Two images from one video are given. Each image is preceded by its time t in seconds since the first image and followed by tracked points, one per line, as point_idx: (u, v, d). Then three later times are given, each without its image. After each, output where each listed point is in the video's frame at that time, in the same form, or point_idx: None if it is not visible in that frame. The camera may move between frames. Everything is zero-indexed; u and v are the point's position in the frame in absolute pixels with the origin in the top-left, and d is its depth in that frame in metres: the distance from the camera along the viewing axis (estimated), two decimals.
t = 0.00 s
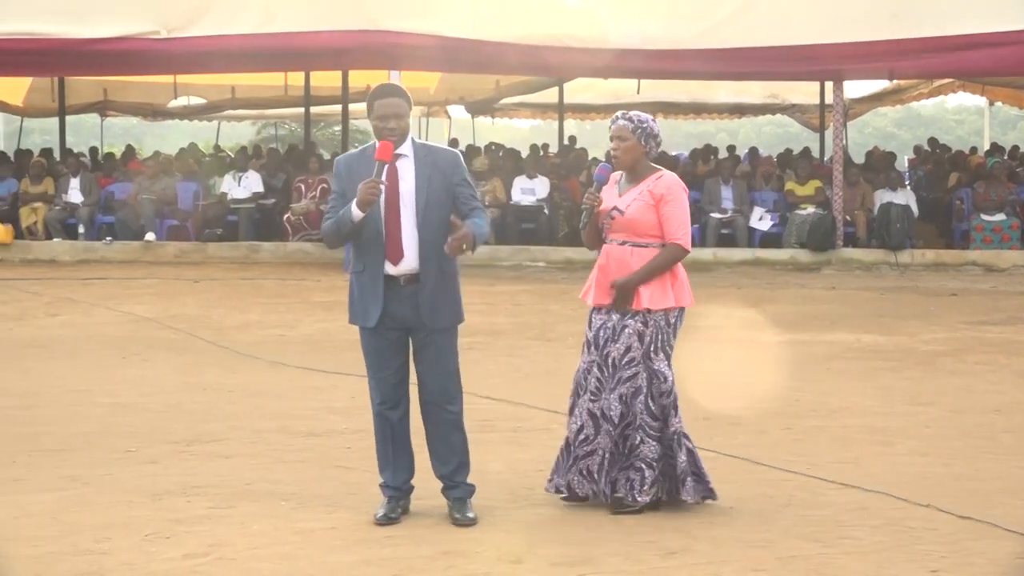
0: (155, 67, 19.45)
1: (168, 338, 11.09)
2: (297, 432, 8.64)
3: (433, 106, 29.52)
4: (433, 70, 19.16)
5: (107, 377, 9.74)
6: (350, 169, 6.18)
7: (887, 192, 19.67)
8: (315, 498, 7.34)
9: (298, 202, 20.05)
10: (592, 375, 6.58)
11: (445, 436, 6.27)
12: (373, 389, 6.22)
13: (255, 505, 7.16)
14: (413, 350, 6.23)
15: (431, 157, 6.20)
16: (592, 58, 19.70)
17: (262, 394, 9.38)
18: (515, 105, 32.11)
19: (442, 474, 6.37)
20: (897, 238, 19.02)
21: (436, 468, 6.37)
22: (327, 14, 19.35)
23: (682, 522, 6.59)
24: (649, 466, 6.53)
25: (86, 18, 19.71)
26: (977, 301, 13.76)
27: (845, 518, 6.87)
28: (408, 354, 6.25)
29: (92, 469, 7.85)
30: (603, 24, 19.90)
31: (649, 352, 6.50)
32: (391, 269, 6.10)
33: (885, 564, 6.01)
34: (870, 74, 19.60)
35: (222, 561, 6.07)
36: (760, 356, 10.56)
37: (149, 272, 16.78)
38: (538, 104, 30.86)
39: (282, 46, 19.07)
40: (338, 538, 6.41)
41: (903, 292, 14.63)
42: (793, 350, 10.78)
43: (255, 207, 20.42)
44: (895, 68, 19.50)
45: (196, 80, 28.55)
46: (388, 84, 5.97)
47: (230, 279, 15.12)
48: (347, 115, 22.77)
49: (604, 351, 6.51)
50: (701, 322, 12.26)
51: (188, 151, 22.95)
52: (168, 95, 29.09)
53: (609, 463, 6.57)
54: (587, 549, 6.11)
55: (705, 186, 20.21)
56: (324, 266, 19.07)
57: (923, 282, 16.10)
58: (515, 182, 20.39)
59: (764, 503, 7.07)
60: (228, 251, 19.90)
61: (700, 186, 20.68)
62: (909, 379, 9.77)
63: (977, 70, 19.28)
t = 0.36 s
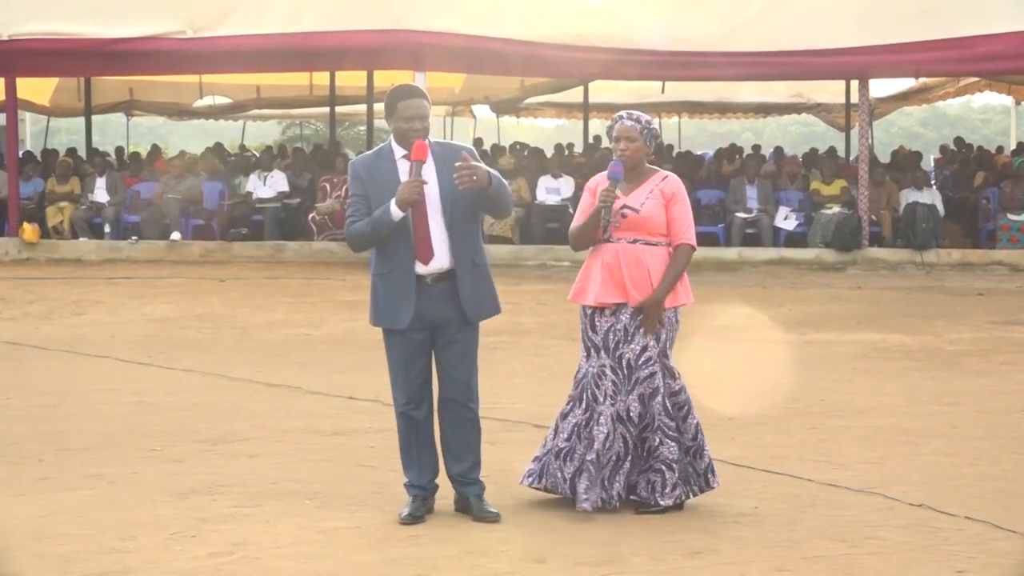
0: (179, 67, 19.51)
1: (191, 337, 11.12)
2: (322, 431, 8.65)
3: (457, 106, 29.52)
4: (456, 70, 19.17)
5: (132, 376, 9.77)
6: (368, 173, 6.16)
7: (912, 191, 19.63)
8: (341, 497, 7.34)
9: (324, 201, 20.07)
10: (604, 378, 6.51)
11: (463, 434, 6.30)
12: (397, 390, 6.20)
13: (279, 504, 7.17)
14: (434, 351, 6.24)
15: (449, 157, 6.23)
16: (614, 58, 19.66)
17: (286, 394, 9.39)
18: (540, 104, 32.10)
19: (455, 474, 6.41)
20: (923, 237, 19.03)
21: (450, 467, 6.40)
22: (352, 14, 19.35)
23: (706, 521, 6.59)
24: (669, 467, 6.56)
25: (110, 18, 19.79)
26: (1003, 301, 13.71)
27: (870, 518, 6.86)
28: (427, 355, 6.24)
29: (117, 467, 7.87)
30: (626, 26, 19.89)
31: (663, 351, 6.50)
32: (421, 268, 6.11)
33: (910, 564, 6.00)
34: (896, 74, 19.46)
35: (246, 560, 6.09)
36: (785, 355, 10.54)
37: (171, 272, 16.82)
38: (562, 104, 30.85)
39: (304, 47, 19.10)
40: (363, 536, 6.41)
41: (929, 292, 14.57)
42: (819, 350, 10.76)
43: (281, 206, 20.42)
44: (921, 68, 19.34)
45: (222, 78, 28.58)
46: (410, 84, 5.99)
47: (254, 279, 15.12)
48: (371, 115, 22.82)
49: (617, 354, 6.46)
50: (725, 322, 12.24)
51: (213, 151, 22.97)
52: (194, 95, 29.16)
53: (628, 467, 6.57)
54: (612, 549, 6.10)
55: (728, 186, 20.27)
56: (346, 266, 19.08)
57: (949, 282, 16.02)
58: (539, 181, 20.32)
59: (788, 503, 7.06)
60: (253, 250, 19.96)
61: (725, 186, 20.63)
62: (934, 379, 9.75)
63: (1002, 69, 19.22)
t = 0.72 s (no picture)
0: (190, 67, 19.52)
1: (202, 336, 11.13)
2: (334, 431, 8.65)
3: (468, 106, 29.52)
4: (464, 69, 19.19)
5: (143, 375, 9.78)
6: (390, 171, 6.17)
7: (924, 191, 19.48)
8: (352, 497, 7.34)
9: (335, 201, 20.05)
10: (601, 377, 6.52)
11: (475, 433, 6.30)
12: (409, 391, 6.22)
13: (290, 504, 7.17)
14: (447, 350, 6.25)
15: (473, 157, 6.25)
16: (623, 58, 19.65)
17: (296, 394, 9.39)
18: (551, 104, 32.05)
19: (466, 475, 6.40)
20: (935, 237, 19.06)
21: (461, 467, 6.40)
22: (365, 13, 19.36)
23: (717, 522, 6.58)
24: (673, 465, 6.60)
25: (121, 17, 19.78)
26: (1015, 300, 13.70)
27: (881, 519, 6.86)
28: (440, 355, 6.24)
29: (130, 467, 7.87)
30: (637, 24, 19.91)
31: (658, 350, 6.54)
32: (441, 267, 6.13)
33: (922, 564, 6.00)
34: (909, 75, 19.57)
35: (258, 559, 6.09)
36: (796, 355, 10.53)
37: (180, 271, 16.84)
38: (573, 104, 30.84)
39: (314, 48, 19.12)
40: (374, 537, 6.40)
41: (940, 292, 14.56)
42: (830, 350, 10.76)
43: (293, 206, 20.40)
44: (932, 69, 19.50)
45: (234, 78, 28.54)
46: (437, 84, 5.99)
47: (265, 279, 15.13)
48: (382, 115, 22.82)
49: (613, 352, 6.48)
50: (736, 322, 12.24)
51: (224, 150, 22.97)
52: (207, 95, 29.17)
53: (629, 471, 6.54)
54: (623, 549, 6.11)
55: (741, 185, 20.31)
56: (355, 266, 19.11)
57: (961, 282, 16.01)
58: (550, 180, 20.28)
59: (799, 503, 7.06)
60: (264, 250, 19.94)
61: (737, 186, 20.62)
62: (945, 379, 9.74)
63: (1010, 71, 19.32)
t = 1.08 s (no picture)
0: (187, 67, 19.51)
1: (199, 337, 11.14)
2: (331, 431, 8.65)
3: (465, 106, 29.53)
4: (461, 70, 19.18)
5: (140, 375, 9.79)
6: (401, 169, 6.19)
7: (921, 192, 19.43)
8: (349, 497, 7.34)
9: (331, 203, 19.99)
10: (602, 377, 6.56)
11: (476, 434, 6.32)
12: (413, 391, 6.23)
13: (287, 505, 7.17)
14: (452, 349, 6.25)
15: (484, 158, 6.27)
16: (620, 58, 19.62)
17: (293, 394, 9.39)
18: (548, 104, 32.14)
19: (464, 475, 6.41)
20: (931, 237, 19.07)
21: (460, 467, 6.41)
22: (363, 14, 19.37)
23: (713, 522, 6.58)
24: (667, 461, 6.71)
25: (119, 18, 19.80)
26: (1012, 301, 13.71)
27: (878, 519, 6.86)
28: (445, 354, 6.25)
29: (127, 467, 7.88)
30: (632, 25, 19.94)
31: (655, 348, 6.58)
32: (449, 267, 6.13)
33: (919, 564, 6.00)
34: (905, 74, 19.47)
35: (255, 560, 6.09)
36: (794, 356, 10.54)
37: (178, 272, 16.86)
38: (569, 104, 30.87)
39: (312, 48, 19.12)
40: (372, 537, 6.40)
41: (937, 292, 14.55)
42: (827, 349, 10.77)
43: (289, 207, 20.43)
44: (928, 69, 19.40)
45: (230, 78, 28.53)
46: (452, 83, 6.02)
47: (262, 279, 15.14)
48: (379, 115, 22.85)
49: (613, 353, 6.49)
50: (733, 322, 12.24)
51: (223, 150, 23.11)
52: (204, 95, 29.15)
53: (631, 468, 6.64)
54: (621, 549, 6.11)
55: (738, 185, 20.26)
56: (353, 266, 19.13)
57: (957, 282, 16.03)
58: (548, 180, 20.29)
59: (796, 503, 7.06)
60: (261, 250, 19.97)
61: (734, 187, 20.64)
62: (943, 379, 9.75)
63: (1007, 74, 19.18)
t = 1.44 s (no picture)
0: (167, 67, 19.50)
1: (180, 338, 11.12)
2: (311, 432, 8.64)
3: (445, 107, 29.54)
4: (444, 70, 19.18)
5: (120, 376, 9.77)
6: (394, 169, 6.18)
7: (900, 192, 19.62)
8: (328, 498, 7.33)
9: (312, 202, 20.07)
10: (593, 376, 6.63)
11: (460, 434, 6.32)
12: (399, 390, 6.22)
13: (267, 505, 7.16)
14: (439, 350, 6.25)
15: (477, 161, 6.29)
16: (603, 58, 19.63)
17: (274, 395, 9.38)
18: (529, 104, 32.19)
19: (444, 475, 6.41)
20: (911, 238, 19.04)
21: (440, 467, 6.41)
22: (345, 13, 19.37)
23: (693, 522, 6.59)
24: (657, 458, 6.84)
25: (101, 18, 19.81)
26: (991, 301, 13.75)
27: (858, 518, 6.87)
28: (432, 355, 6.23)
29: (107, 468, 7.86)
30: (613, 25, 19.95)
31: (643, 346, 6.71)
32: (440, 268, 6.13)
33: (898, 564, 6.01)
34: (885, 74, 19.51)
35: (235, 560, 6.08)
36: (776, 356, 10.56)
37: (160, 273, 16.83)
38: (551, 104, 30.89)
39: (294, 47, 19.09)
40: (352, 537, 6.40)
41: (916, 292, 14.59)
42: (806, 349, 10.79)
43: (269, 207, 20.43)
44: (908, 69, 19.42)
45: (209, 78, 28.49)
46: (447, 84, 6.03)
47: (242, 279, 15.14)
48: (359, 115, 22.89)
49: (606, 352, 6.58)
50: (713, 322, 12.26)
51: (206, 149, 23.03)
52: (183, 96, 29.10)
53: (625, 464, 6.75)
54: (601, 549, 6.11)
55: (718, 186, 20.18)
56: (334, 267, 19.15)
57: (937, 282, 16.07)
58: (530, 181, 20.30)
59: (776, 503, 7.07)
60: (240, 251, 19.95)
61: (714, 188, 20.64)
62: (924, 379, 9.78)
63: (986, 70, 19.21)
